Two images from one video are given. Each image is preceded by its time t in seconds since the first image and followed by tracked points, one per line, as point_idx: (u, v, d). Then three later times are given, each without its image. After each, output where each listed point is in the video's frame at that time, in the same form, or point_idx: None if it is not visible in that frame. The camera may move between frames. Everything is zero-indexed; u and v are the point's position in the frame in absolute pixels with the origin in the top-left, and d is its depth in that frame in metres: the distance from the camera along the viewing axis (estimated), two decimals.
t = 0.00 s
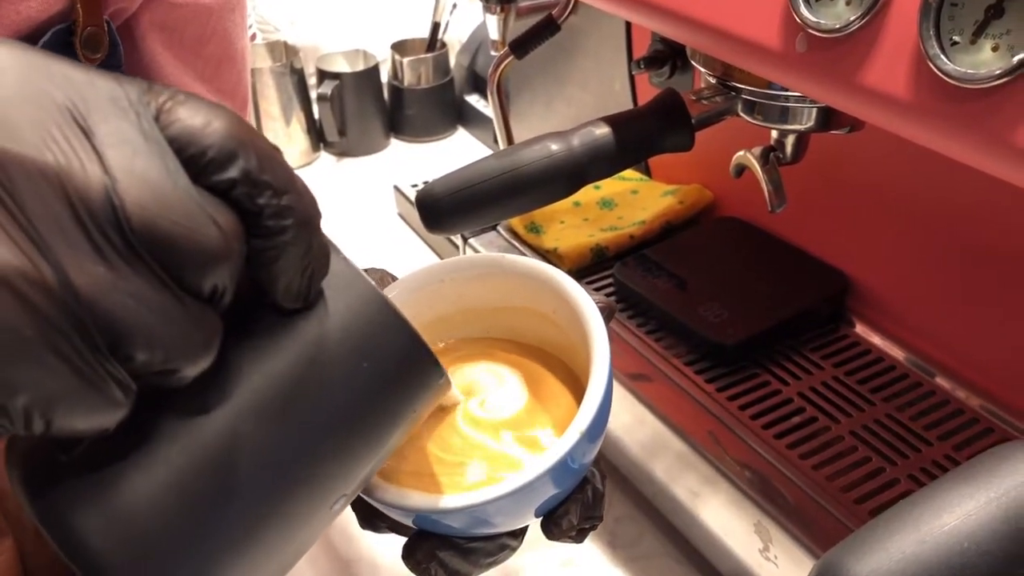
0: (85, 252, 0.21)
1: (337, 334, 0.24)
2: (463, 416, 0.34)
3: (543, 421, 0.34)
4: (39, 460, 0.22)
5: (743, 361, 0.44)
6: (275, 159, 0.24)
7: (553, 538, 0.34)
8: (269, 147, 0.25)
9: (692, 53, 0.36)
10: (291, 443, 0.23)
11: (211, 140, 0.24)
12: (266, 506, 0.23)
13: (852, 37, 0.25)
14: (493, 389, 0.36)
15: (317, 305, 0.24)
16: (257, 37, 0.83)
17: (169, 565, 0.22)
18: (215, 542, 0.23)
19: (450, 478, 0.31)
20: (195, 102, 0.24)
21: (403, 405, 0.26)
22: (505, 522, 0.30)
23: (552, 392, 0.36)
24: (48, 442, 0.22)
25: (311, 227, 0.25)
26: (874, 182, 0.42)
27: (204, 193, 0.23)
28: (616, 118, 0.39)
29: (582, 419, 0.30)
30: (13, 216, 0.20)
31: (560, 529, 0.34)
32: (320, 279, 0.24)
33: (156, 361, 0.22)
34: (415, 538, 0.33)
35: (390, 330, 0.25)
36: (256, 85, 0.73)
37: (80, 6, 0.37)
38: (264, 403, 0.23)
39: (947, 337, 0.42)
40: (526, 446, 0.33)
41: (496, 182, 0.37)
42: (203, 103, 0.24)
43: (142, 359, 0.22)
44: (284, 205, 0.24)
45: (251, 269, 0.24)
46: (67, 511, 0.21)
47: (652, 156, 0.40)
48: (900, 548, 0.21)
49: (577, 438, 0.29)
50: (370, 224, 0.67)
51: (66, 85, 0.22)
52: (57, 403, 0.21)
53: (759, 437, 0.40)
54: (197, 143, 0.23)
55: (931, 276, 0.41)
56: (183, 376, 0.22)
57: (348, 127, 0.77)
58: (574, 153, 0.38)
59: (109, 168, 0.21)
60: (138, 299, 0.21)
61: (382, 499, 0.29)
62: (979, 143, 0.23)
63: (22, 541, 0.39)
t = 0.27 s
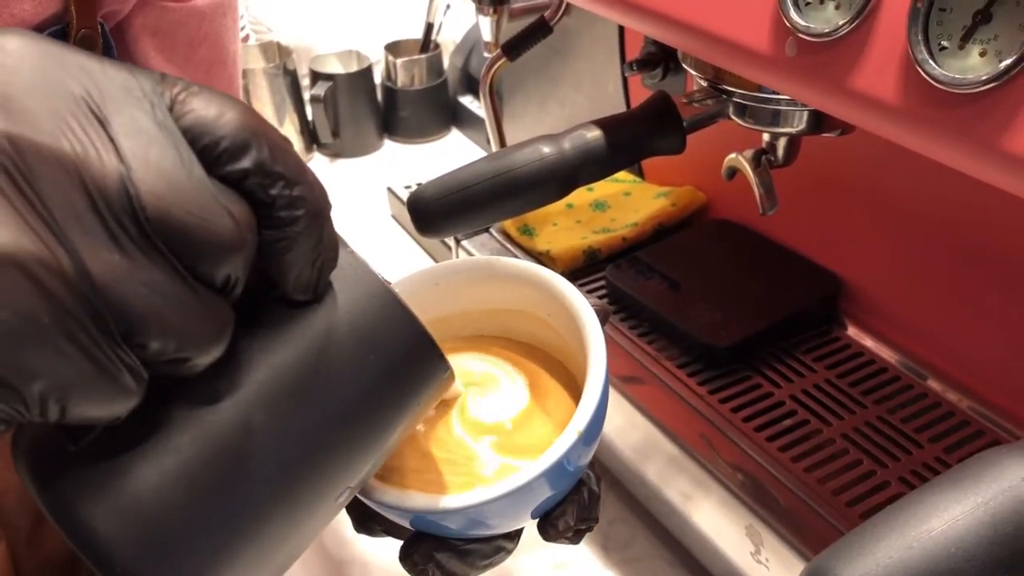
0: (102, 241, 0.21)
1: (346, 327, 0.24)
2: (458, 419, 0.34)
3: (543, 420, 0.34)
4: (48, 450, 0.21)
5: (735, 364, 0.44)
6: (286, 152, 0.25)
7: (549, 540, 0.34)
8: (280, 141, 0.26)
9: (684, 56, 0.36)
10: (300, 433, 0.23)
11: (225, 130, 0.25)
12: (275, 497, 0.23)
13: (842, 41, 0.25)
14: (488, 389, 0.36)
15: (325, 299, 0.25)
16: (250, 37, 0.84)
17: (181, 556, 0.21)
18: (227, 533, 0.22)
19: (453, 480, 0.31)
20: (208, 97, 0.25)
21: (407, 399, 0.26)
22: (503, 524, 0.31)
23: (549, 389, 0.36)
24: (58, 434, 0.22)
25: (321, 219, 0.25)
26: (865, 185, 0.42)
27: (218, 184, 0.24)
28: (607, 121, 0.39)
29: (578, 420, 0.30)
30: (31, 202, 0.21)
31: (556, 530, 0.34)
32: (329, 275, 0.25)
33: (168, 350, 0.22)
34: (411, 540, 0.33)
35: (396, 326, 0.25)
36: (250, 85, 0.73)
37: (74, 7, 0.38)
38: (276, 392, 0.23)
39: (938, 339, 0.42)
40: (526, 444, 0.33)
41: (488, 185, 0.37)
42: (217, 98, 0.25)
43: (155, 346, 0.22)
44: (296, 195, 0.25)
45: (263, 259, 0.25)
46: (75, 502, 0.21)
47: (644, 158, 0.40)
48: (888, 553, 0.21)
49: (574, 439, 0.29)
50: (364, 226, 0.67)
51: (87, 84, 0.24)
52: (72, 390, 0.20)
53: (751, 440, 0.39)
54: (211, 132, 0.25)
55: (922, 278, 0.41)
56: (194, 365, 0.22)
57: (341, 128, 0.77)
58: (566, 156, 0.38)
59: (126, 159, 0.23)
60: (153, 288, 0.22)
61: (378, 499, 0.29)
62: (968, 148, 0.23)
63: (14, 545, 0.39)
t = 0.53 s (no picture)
0: (111, 229, 0.22)
1: (349, 324, 0.24)
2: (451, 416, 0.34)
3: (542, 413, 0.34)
4: (53, 441, 0.22)
5: (732, 367, 0.44)
6: (292, 147, 0.26)
7: (544, 544, 0.34)
8: (288, 136, 0.26)
9: (681, 62, 0.36)
10: (302, 430, 0.23)
11: (231, 125, 0.25)
12: (276, 493, 0.23)
13: (838, 49, 0.26)
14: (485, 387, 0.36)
15: (328, 293, 0.25)
16: (249, 41, 0.84)
17: (180, 549, 0.21)
18: (226, 527, 0.22)
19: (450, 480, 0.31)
20: (216, 92, 0.26)
21: (411, 398, 0.26)
22: (499, 528, 0.31)
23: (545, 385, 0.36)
24: (63, 424, 0.22)
25: (326, 213, 0.26)
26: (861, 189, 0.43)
27: (225, 177, 0.25)
28: (605, 127, 0.40)
29: (574, 424, 0.30)
30: (43, 190, 0.21)
31: (551, 534, 0.34)
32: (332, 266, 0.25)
33: (174, 340, 0.22)
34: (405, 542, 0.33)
35: (400, 322, 0.25)
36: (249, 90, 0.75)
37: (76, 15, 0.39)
38: (278, 389, 0.23)
39: (934, 343, 0.42)
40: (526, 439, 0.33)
41: (486, 191, 0.37)
42: (224, 93, 0.26)
43: (161, 337, 0.22)
44: (301, 189, 0.25)
45: (269, 252, 0.25)
46: (77, 495, 0.21)
47: (642, 164, 0.41)
48: (883, 557, 0.21)
49: (569, 444, 0.29)
50: (364, 229, 0.67)
51: (99, 80, 0.25)
52: (80, 379, 0.21)
53: (748, 443, 0.40)
54: (217, 126, 0.25)
55: (919, 282, 0.42)
56: (200, 357, 0.22)
57: (340, 132, 0.77)
58: (563, 162, 0.38)
59: (135, 152, 0.23)
60: (161, 279, 0.22)
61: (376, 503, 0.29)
62: (962, 155, 0.23)
63: (14, 549, 0.39)
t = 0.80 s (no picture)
0: (117, 241, 0.22)
1: (352, 333, 0.25)
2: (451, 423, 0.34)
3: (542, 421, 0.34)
4: (54, 449, 0.22)
5: (732, 373, 0.44)
6: (297, 157, 0.26)
7: (542, 552, 0.35)
8: (293, 146, 0.26)
9: (681, 70, 0.36)
10: (303, 437, 0.23)
11: (237, 136, 0.25)
12: (277, 498, 0.23)
13: (837, 58, 0.26)
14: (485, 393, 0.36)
15: (333, 302, 0.25)
16: (250, 46, 0.85)
17: (181, 554, 0.22)
18: (227, 533, 0.22)
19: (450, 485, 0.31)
20: (222, 104, 0.26)
21: (412, 406, 0.26)
22: (498, 536, 0.31)
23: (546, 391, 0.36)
24: (64, 433, 0.22)
25: (330, 224, 0.26)
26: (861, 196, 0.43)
27: (230, 188, 0.25)
28: (606, 134, 0.40)
29: (575, 431, 0.30)
30: (48, 201, 0.22)
31: (550, 543, 0.34)
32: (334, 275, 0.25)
33: (178, 351, 0.22)
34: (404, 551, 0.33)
35: (402, 330, 0.25)
36: (250, 95, 0.75)
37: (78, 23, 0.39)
38: (279, 397, 0.23)
39: (934, 349, 0.42)
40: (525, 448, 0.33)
41: (487, 199, 0.38)
42: (230, 105, 0.26)
43: (165, 347, 0.22)
44: (305, 201, 0.26)
45: (273, 262, 0.25)
46: (78, 503, 0.21)
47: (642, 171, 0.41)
48: (883, 565, 0.21)
49: (568, 451, 0.29)
50: (365, 235, 0.67)
51: (105, 90, 0.25)
52: (84, 389, 0.21)
53: (748, 448, 0.40)
54: (223, 137, 0.25)
55: (918, 288, 0.42)
56: (203, 367, 0.22)
57: (341, 138, 0.77)
58: (565, 169, 0.38)
59: (141, 163, 0.23)
60: (165, 290, 0.22)
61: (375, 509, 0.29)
62: (961, 164, 0.24)
63: (15, 556, 0.39)
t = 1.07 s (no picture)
0: (122, 237, 0.22)
1: (355, 335, 0.25)
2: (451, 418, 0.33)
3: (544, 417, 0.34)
4: (53, 448, 0.22)
5: (734, 374, 0.44)
6: (301, 157, 0.26)
7: (544, 552, 0.35)
8: (296, 146, 0.26)
9: (682, 72, 0.36)
10: (304, 437, 0.23)
11: (242, 136, 0.25)
12: (276, 498, 0.23)
13: (838, 59, 0.26)
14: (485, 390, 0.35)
15: (335, 304, 0.25)
16: (251, 48, 0.85)
17: (179, 554, 0.22)
18: (226, 532, 0.22)
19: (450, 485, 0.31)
20: (227, 104, 0.26)
21: (412, 407, 0.26)
22: (504, 536, 0.31)
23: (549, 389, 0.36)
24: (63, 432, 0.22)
25: (332, 224, 0.26)
26: (861, 197, 0.43)
27: (235, 188, 0.25)
28: (607, 136, 0.40)
29: (578, 432, 0.30)
30: (54, 197, 0.21)
31: (551, 544, 0.34)
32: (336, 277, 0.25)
33: (181, 350, 0.22)
34: (404, 552, 0.33)
35: (404, 332, 0.25)
36: (250, 96, 0.74)
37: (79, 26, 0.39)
38: (280, 397, 0.23)
39: (935, 351, 0.42)
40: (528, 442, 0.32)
41: (489, 199, 0.38)
42: (234, 105, 0.26)
43: (168, 346, 0.22)
44: (309, 201, 0.26)
45: (276, 261, 0.26)
46: (79, 502, 0.21)
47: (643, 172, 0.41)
48: (885, 567, 0.21)
49: (572, 451, 0.29)
50: (365, 237, 0.67)
51: (111, 90, 0.25)
52: (89, 385, 0.21)
53: (750, 450, 0.40)
54: (228, 138, 0.25)
55: (919, 289, 0.42)
56: (206, 367, 0.22)
57: (341, 140, 0.77)
58: (566, 170, 0.38)
59: (147, 161, 0.23)
60: (169, 287, 0.22)
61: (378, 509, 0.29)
62: (963, 165, 0.24)
63: (15, 558, 0.39)
